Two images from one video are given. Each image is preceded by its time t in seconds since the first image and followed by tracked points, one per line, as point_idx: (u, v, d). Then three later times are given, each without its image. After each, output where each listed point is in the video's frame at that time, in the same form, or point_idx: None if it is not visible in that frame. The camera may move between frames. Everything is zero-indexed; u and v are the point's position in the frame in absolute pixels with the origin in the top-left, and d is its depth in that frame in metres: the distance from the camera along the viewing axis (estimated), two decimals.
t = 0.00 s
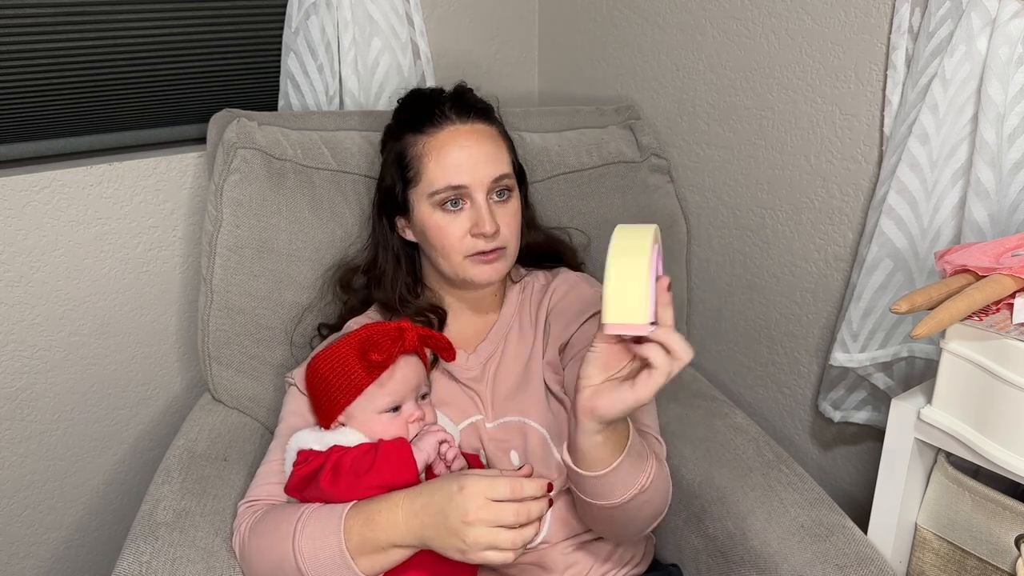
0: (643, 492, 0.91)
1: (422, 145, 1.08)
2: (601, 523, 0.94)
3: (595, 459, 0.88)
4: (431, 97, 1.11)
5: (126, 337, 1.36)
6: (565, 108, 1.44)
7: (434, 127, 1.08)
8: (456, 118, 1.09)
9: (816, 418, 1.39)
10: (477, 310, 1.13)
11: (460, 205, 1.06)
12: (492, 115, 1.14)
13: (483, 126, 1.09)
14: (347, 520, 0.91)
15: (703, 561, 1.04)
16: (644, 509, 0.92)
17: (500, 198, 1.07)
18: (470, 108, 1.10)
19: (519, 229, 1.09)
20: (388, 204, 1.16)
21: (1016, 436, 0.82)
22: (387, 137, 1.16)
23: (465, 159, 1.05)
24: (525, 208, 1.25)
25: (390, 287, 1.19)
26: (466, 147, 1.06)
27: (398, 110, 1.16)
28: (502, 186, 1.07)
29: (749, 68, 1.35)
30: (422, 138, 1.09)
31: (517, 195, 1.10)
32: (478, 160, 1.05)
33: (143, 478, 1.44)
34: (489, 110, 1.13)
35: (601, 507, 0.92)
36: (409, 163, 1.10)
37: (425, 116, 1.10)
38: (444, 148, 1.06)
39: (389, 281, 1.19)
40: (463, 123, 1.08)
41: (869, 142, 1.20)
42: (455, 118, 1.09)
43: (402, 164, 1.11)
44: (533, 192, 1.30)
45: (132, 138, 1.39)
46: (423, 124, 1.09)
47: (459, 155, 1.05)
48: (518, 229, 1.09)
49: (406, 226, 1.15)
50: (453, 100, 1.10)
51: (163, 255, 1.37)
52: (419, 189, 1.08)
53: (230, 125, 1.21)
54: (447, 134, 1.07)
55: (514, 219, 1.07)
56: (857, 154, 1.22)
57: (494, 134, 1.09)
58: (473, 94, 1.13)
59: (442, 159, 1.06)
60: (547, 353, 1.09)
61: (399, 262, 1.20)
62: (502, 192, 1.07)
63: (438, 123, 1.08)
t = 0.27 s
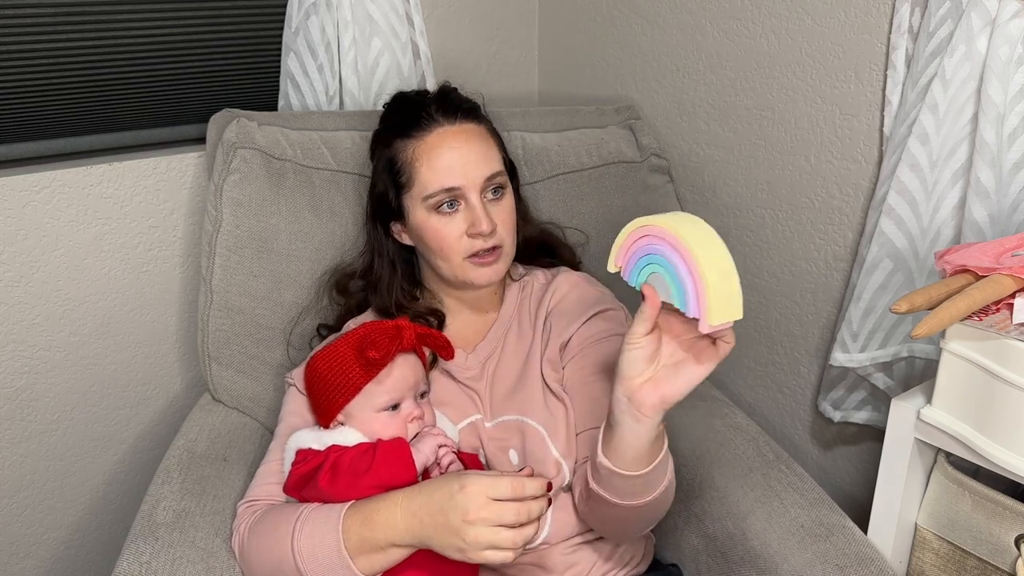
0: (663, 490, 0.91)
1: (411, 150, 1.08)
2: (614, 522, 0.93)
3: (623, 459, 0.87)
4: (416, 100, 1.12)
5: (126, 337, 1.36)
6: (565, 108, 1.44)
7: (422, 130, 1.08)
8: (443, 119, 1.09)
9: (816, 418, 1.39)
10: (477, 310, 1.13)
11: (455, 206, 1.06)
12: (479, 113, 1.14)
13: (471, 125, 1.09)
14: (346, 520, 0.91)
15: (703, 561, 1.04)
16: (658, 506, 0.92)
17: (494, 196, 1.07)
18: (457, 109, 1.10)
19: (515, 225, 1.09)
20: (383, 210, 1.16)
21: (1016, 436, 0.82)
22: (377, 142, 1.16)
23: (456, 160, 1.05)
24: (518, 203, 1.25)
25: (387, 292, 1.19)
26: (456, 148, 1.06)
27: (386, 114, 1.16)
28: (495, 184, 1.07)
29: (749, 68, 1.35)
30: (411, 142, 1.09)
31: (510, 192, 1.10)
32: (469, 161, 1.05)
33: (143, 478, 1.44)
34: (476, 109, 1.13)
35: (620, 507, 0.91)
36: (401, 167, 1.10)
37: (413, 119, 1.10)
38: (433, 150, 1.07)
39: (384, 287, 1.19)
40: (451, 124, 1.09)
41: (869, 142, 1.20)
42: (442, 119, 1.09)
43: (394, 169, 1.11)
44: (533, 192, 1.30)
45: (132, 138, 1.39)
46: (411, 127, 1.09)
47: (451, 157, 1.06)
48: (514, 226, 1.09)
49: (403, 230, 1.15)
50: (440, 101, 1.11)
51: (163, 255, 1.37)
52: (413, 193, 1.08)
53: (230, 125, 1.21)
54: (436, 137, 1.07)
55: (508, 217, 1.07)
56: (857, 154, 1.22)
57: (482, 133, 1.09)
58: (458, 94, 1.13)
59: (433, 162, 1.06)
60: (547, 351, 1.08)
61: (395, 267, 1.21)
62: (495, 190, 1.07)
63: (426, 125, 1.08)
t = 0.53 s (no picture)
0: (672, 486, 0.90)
1: (409, 151, 1.09)
2: (622, 518, 0.93)
3: (631, 449, 0.87)
4: (417, 100, 1.12)
5: (126, 337, 1.36)
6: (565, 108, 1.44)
7: (421, 130, 1.08)
8: (443, 119, 1.09)
9: (816, 418, 1.39)
10: (477, 311, 1.13)
11: (452, 207, 1.06)
12: (480, 113, 1.14)
13: (469, 126, 1.09)
14: (345, 518, 0.91)
15: (703, 561, 1.04)
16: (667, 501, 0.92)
17: (491, 197, 1.07)
18: (457, 109, 1.10)
19: (513, 226, 1.09)
20: (383, 209, 1.16)
21: (1016, 436, 0.82)
22: (379, 141, 1.16)
23: (453, 161, 1.05)
24: (519, 203, 1.25)
25: (387, 289, 1.19)
26: (453, 149, 1.06)
27: (388, 114, 1.16)
28: (492, 185, 1.07)
29: (749, 68, 1.35)
30: (410, 142, 1.09)
31: (508, 192, 1.10)
32: (466, 162, 1.05)
33: (143, 478, 1.44)
34: (476, 108, 1.13)
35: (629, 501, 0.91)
36: (400, 167, 1.10)
37: (413, 119, 1.10)
38: (431, 151, 1.07)
39: (384, 286, 1.19)
40: (450, 124, 1.09)
41: (869, 142, 1.20)
42: (441, 120, 1.09)
43: (394, 169, 1.11)
44: (533, 192, 1.30)
45: (132, 138, 1.39)
46: (411, 127, 1.09)
47: (448, 157, 1.06)
48: (512, 227, 1.09)
49: (404, 230, 1.15)
50: (440, 101, 1.11)
51: (163, 255, 1.37)
52: (411, 194, 1.08)
53: (231, 125, 1.22)
54: (434, 138, 1.07)
55: (506, 218, 1.07)
56: (857, 154, 1.22)
57: (481, 133, 1.09)
58: (460, 93, 1.13)
59: (431, 163, 1.06)
60: (550, 352, 1.08)
61: (395, 266, 1.21)
62: (492, 191, 1.07)
63: (425, 126, 1.09)
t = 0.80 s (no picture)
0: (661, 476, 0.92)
1: (413, 150, 1.09)
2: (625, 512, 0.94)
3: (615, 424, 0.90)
4: (421, 99, 1.12)
5: (126, 338, 1.36)
6: (565, 108, 1.44)
7: (425, 130, 1.09)
8: (447, 119, 1.09)
9: (816, 418, 1.39)
10: (477, 311, 1.13)
11: (455, 207, 1.06)
12: (483, 114, 1.14)
13: (473, 126, 1.09)
14: (343, 518, 0.91)
15: (703, 561, 1.04)
16: (660, 491, 0.93)
17: (494, 198, 1.07)
18: (461, 109, 1.10)
19: (515, 227, 1.09)
20: (385, 208, 1.16)
21: (1016, 436, 0.82)
22: (381, 141, 1.16)
23: (457, 161, 1.05)
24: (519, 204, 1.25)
25: (387, 289, 1.19)
26: (457, 149, 1.06)
27: (390, 113, 1.16)
28: (495, 186, 1.07)
29: (749, 68, 1.35)
30: (413, 141, 1.09)
31: (511, 193, 1.10)
32: (470, 162, 1.05)
33: (144, 478, 1.44)
34: (480, 109, 1.13)
35: (619, 481, 0.92)
36: (403, 167, 1.10)
37: (417, 119, 1.10)
38: (435, 151, 1.07)
39: (385, 285, 1.19)
40: (454, 125, 1.09)
41: (869, 142, 1.20)
42: (445, 119, 1.09)
43: (397, 168, 1.11)
44: (533, 192, 1.30)
45: (132, 139, 1.39)
46: (413, 127, 1.09)
47: (452, 157, 1.06)
48: (515, 228, 1.09)
49: (405, 229, 1.15)
50: (444, 101, 1.11)
51: (163, 255, 1.37)
52: (414, 193, 1.08)
53: (231, 125, 1.22)
54: (438, 138, 1.07)
55: (509, 218, 1.07)
56: (857, 154, 1.22)
57: (485, 134, 1.10)
58: (463, 94, 1.13)
59: (434, 162, 1.06)
60: (550, 352, 1.08)
61: (395, 266, 1.21)
62: (496, 192, 1.07)
63: (429, 126, 1.09)
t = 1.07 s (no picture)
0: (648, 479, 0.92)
1: (416, 149, 1.09)
2: (624, 514, 0.95)
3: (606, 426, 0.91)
4: (425, 99, 1.12)
5: (126, 338, 1.36)
6: (565, 108, 1.44)
7: (428, 128, 1.09)
8: (450, 118, 1.09)
9: (816, 418, 1.39)
10: (478, 310, 1.13)
11: (458, 206, 1.06)
12: (486, 114, 1.14)
13: (477, 126, 1.09)
14: (345, 519, 0.90)
15: (703, 561, 1.04)
16: (653, 491, 0.93)
17: (497, 198, 1.07)
18: (464, 109, 1.10)
19: (517, 227, 1.09)
20: (386, 207, 1.16)
21: (1016, 436, 0.82)
22: (383, 139, 1.16)
23: (460, 161, 1.05)
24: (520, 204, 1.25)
25: (388, 288, 1.19)
26: (461, 149, 1.06)
27: (392, 112, 1.16)
28: (499, 186, 1.07)
29: (749, 68, 1.35)
30: (416, 140, 1.09)
31: (514, 194, 1.10)
32: (474, 161, 1.05)
33: (143, 478, 1.44)
34: (483, 109, 1.13)
35: (611, 482, 0.93)
36: (406, 165, 1.10)
37: (420, 118, 1.10)
38: (439, 150, 1.07)
39: (386, 284, 1.19)
40: (458, 124, 1.09)
41: (869, 142, 1.20)
42: (449, 119, 1.09)
43: (399, 167, 1.11)
44: (534, 192, 1.30)
45: (132, 139, 1.39)
46: (417, 126, 1.10)
47: (456, 156, 1.06)
48: (517, 228, 1.09)
49: (405, 228, 1.15)
50: (447, 100, 1.11)
51: (163, 255, 1.37)
52: (416, 192, 1.08)
53: (231, 125, 1.22)
54: (442, 137, 1.07)
55: (511, 219, 1.07)
56: (857, 154, 1.22)
57: (489, 133, 1.10)
58: (467, 94, 1.13)
59: (438, 161, 1.06)
60: (550, 352, 1.08)
61: (397, 264, 1.20)
62: (498, 192, 1.07)
63: (432, 125, 1.09)
